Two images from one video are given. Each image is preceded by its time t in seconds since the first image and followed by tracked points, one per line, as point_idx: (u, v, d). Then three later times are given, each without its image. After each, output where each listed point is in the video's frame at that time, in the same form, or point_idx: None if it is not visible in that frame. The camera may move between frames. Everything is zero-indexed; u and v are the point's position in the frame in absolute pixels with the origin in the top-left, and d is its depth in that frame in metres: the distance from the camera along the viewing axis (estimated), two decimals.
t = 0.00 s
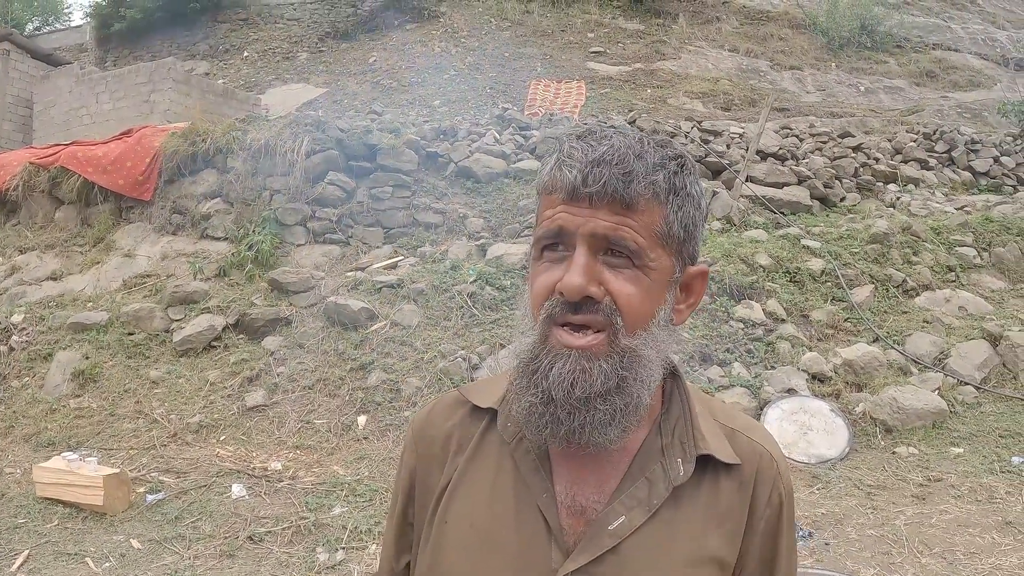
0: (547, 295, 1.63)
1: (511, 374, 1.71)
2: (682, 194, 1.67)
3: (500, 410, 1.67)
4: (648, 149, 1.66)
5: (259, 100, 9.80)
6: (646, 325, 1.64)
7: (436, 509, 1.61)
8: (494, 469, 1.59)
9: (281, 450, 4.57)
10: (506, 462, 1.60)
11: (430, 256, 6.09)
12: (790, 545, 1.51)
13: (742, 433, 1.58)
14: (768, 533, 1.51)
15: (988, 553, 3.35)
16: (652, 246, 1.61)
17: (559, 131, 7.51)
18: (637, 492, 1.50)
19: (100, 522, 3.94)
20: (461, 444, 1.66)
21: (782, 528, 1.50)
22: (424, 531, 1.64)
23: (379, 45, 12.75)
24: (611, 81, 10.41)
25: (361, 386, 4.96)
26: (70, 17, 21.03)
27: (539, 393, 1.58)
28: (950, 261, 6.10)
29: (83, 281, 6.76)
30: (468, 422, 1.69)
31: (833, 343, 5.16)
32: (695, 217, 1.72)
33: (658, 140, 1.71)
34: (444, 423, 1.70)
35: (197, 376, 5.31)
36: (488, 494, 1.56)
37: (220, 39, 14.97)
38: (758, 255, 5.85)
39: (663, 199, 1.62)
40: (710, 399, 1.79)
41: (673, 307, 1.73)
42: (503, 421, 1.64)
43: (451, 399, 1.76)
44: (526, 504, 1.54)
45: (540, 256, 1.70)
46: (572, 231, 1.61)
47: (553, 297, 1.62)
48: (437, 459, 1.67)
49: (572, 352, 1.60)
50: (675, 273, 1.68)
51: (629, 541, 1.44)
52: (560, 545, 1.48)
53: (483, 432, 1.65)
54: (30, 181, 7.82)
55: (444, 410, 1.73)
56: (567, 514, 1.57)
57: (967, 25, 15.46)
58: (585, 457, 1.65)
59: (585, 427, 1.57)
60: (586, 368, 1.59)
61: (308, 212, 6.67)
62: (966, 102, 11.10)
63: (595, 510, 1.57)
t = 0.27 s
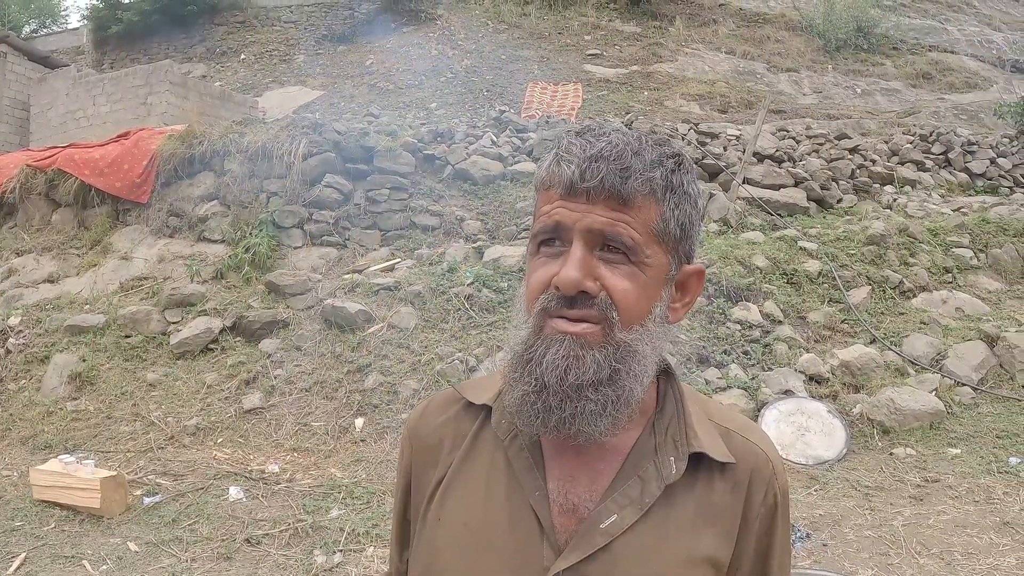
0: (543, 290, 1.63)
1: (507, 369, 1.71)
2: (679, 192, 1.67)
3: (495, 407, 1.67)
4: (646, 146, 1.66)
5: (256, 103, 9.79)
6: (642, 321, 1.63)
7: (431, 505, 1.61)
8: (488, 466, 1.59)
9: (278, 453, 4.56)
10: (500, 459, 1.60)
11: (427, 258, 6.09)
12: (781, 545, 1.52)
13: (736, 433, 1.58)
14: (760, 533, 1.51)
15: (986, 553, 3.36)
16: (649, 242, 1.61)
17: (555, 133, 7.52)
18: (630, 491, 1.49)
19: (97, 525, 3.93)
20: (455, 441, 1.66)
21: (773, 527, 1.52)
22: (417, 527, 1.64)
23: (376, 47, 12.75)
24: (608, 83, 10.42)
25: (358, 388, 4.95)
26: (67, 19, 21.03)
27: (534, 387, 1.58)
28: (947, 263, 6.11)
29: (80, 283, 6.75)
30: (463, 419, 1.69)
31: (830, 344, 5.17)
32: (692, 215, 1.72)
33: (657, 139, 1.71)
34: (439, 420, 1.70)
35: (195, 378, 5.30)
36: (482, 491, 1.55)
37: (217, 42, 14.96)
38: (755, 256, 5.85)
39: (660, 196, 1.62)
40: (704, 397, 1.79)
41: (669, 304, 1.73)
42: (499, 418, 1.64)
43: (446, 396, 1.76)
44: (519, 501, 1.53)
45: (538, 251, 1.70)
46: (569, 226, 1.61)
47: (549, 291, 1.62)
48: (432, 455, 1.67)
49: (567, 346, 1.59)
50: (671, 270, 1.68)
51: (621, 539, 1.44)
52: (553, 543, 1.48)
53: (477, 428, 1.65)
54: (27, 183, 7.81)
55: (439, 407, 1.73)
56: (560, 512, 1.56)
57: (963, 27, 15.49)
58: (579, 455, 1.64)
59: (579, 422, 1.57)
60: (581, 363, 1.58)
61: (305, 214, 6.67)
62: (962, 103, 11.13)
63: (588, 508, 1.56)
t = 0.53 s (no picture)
0: (541, 292, 1.63)
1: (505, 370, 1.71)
2: (674, 195, 1.67)
3: (493, 408, 1.67)
4: (641, 149, 1.67)
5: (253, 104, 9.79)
6: (638, 321, 1.63)
7: (430, 505, 1.61)
8: (487, 466, 1.59)
9: (276, 454, 4.56)
10: (499, 459, 1.60)
11: (424, 260, 6.10)
12: (777, 544, 1.52)
13: (732, 433, 1.58)
14: (756, 532, 1.52)
15: (983, 553, 3.37)
16: (645, 244, 1.61)
17: (552, 135, 7.52)
18: (627, 491, 1.49)
19: (94, 528, 3.92)
20: (455, 442, 1.65)
21: (770, 527, 1.52)
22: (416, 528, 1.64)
23: (373, 49, 12.75)
24: (605, 85, 10.43)
25: (355, 390, 4.95)
26: (63, 20, 20.99)
27: (532, 387, 1.58)
28: (943, 264, 6.12)
29: (77, 285, 6.74)
30: (462, 419, 1.69)
31: (827, 345, 5.17)
32: (687, 218, 1.73)
33: (652, 144, 1.72)
34: (438, 421, 1.70)
35: (192, 380, 5.30)
36: (481, 491, 1.55)
37: (213, 43, 14.95)
38: (752, 258, 5.86)
39: (656, 199, 1.63)
40: (701, 397, 1.79)
41: (665, 306, 1.73)
42: (497, 419, 1.64)
43: (445, 397, 1.76)
44: (517, 501, 1.53)
45: (535, 254, 1.70)
46: (565, 228, 1.61)
47: (546, 293, 1.62)
48: (432, 456, 1.67)
49: (565, 347, 1.59)
50: (667, 271, 1.69)
51: (618, 539, 1.44)
52: (551, 542, 1.48)
53: (476, 429, 1.65)
54: (23, 185, 7.79)
55: (438, 408, 1.73)
56: (558, 513, 1.56)
57: (959, 28, 15.52)
58: (577, 455, 1.64)
59: (577, 422, 1.56)
60: (579, 363, 1.58)
61: (302, 216, 6.67)
62: (958, 104, 11.15)
63: (585, 508, 1.56)
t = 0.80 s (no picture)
0: (535, 300, 1.63)
1: (499, 378, 1.70)
2: (669, 202, 1.68)
3: (488, 417, 1.67)
4: (635, 156, 1.67)
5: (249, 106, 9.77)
6: (633, 329, 1.63)
7: (425, 513, 1.61)
8: (482, 475, 1.59)
9: (273, 457, 4.55)
10: (494, 468, 1.60)
11: (421, 262, 6.10)
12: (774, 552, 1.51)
13: (728, 441, 1.58)
14: (754, 540, 1.50)
15: (981, 554, 3.37)
16: (639, 251, 1.61)
17: (549, 136, 7.52)
18: (622, 501, 1.50)
19: (92, 531, 3.91)
20: (450, 450, 1.65)
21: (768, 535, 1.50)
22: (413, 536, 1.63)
23: (370, 50, 12.75)
24: (602, 86, 10.43)
25: (353, 393, 4.95)
26: (60, 22, 20.95)
27: (527, 396, 1.58)
28: (940, 265, 6.13)
29: (73, 288, 6.72)
30: (457, 428, 1.69)
31: (824, 346, 5.18)
32: (683, 225, 1.73)
33: (647, 150, 1.72)
34: (433, 430, 1.69)
35: (189, 383, 5.28)
36: (477, 500, 1.55)
37: (210, 45, 14.93)
38: (749, 259, 5.86)
39: (650, 206, 1.63)
40: (698, 405, 1.78)
41: (660, 313, 1.73)
42: (492, 428, 1.64)
43: (440, 405, 1.76)
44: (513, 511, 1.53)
45: (529, 262, 1.70)
46: (559, 235, 1.61)
47: (541, 301, 1.62)
48: (427, 465, 1.67)
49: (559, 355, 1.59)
50: (662, 278, 1.69)
51: (614, 548, 1.44)
52: (546, 551, 1.48)
53: (472, 438, 1.65)
54: (19, 187, 7.78)
55: (433, 416, 1.73)
56: (554, 522, 1.56)
57: (955, 29, 15.54)
58: (573, 464, 1.64)
59: (571, 429, 1.56)
60: (573, 372, 1.58)
61: (298, 218, 6.67)
62: (955, 106, 11.17)
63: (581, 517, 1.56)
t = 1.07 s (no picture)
0: (532, 312, 1.63)
1: (496, 391, 1.70)
2: (666, 212, 1.68)
3: (485, 430, 1.66)
4: (632, 164, 1.67)
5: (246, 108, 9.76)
6: (631, 341, 1.63)
7: (421, 528, 1.60)
8: (480, 489, 1.59)
9: (270, 460, 4.54)
10: (491, 482, 1.59)
11: (418, 264, 6.09)
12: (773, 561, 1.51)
13: (727, 452, 1.58)
14: (754, 551, 1.50)
15: (979, 557, 3.37)
16: (637, 263, 1.61)
17: (546, 139, 7.52)
18: (622, 514, 1.49)
19: (89, 534, 3.90)
20: (446, 463, 1.65)
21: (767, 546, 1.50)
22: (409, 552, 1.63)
23: (367, 52, 12.74)
24: (599, 88, 10.44)
25: (350, 396, 4.94)
26: (57, 23, 20.91)
27: (523, 410, 1.58)
28: (937, 267, 6.13)
29: (70, 290, 6.71)
30: (452, 441, 1.68)
31: (821, 349, 5.17)
32: (680, 235, 1.73)
33: (644, 159, 1.72)
34: (428, 444, 1.69)
35: (186, 386, 5.27)
36: (474, 514, 1.55)
37: (207, 46, 14.93)
38: (746, 261, 5.85)
39: (647, 217, 1.63)
40: (695, 416, 1.79)
41: (658, 324, 1.73)
42: (489, 441, 1.64)
43: (435, 419, 1.75)
44: (511, 526, 1.52)
45: (526, 274, 1.70)
46: (556, 247, 1.61)
47: (537, 313, 1.61)
48: (423, 478, 1.66)
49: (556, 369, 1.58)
50: (660, 289, 1.68)
51: (614, 562, 1.43)
52: (546, 565, 1.47)
53: (468, 452, 1.65)
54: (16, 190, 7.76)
55: (429, 430, 1.73)
56: (554, 536, 1.56)
57: (952, 31, 15.57)
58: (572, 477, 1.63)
59: (569, 442, 1.55)
60: (570, 385, 1.57)
61: (295, 220, 6.66)
62: (951, 108, 11.18)
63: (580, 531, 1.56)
